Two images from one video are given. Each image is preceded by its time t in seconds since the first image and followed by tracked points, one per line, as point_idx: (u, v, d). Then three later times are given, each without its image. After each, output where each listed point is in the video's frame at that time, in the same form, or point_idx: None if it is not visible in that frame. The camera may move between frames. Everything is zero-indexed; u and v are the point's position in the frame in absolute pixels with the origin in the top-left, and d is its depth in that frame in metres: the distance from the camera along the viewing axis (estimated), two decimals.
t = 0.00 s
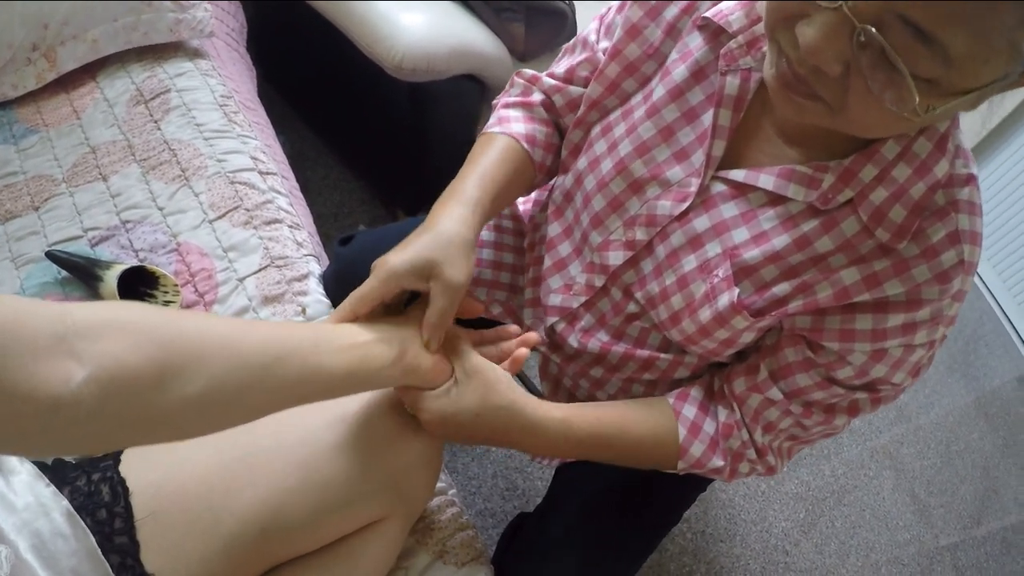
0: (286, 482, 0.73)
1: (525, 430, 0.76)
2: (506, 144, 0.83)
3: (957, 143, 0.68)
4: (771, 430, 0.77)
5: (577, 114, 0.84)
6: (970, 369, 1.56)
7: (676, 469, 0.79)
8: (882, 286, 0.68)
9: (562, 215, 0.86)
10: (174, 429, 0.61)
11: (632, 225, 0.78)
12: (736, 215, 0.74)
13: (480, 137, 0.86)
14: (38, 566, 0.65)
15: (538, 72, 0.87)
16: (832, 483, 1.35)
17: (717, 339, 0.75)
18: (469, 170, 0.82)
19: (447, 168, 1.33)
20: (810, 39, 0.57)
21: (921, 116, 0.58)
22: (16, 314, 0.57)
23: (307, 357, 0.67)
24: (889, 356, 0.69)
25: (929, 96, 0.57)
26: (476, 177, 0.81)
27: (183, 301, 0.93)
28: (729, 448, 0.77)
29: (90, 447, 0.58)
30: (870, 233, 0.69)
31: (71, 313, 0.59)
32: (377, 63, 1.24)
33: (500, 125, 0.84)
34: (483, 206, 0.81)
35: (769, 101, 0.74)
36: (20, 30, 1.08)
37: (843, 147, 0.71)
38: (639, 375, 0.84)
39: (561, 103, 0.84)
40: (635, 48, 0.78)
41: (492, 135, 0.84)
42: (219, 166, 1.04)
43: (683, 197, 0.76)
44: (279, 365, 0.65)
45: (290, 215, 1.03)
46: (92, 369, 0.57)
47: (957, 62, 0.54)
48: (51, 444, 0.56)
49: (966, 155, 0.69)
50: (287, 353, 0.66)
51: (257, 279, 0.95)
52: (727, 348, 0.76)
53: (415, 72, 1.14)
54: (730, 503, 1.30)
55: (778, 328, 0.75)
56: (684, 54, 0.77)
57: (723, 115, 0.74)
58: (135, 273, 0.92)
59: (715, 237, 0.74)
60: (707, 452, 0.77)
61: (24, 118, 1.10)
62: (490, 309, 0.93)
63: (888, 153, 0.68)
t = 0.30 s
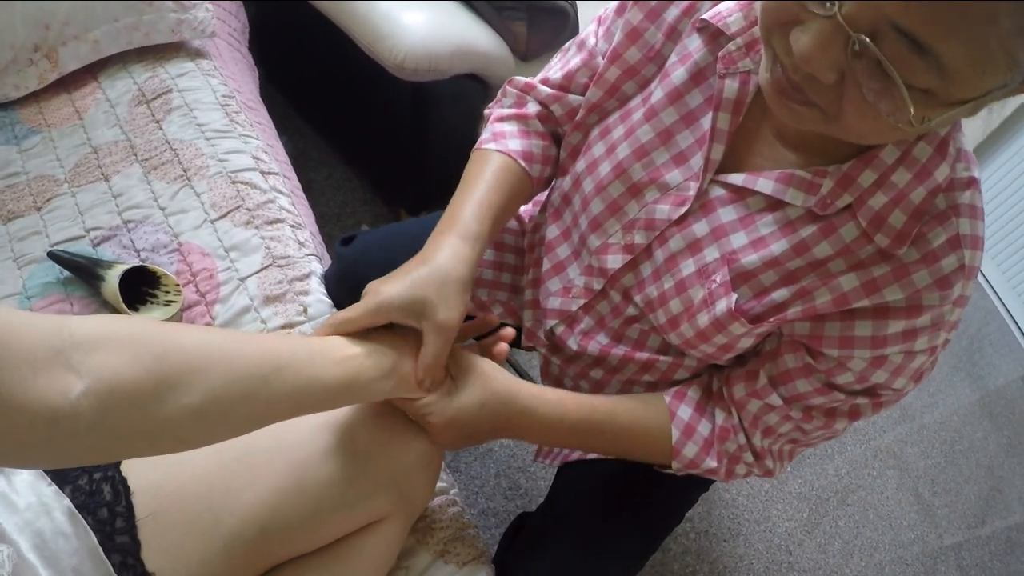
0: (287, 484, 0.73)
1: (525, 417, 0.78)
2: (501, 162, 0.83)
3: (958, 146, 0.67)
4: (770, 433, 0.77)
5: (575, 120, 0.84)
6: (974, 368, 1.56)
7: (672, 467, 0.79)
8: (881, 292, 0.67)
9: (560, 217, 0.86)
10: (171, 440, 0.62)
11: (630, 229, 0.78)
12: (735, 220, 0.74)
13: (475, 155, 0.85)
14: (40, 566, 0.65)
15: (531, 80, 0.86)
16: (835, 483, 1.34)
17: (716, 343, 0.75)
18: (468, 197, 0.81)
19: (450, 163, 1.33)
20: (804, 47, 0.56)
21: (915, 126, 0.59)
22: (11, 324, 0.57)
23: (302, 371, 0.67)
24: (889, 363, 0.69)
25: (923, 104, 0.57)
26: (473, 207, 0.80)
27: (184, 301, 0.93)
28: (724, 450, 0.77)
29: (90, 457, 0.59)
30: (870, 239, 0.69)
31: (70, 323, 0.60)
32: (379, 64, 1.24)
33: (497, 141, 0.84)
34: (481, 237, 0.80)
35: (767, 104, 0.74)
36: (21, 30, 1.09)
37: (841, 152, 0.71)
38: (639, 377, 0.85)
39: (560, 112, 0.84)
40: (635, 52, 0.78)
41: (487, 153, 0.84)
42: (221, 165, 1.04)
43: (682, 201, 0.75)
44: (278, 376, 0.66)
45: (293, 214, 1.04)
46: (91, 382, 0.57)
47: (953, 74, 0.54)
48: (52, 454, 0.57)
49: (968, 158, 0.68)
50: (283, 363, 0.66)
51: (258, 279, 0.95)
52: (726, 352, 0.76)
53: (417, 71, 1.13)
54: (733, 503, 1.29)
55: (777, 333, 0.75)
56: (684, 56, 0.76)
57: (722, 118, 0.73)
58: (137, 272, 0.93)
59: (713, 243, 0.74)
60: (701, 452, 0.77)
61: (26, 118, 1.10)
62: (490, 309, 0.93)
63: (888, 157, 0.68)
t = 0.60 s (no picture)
0: (285, 484, 0.73)
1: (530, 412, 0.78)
2: (513, 144, 0.84)
3: (958, 133, 0.67)
4: (773, 424, 0.77)
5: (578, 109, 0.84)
6: (973, 366, 1.56)
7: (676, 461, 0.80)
8: (883, 277, 0.67)
9: (565, 210, 0.86)
10: (164, 431, 0.61)
11: (633, 218, 0.78)
12: (737, 208, 0.73)
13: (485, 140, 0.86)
14: (37, 566, 0.65)
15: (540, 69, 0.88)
16: (834, 481, 1.34)
17: (719, 332, 0.75)
18: (479, 171, 0.83)
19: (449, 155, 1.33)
20: (808, 28, 0.56)
21: (919, 104, 0.58)
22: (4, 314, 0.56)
23: (299, 355, 0.66)
24: (892, 350, 0.69)
25: (927, 82, 0.57)
26: (485, 179, 0.82)
27: (183, 300, 0.93)
28: (729, 442, 0.78)
29: (90, 447, 0.59)
30: (871, 225, 0.68)
31: (60, 312, 0.59)
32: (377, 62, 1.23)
33: (504, 125, 0.85)
34: (494, 205, 0.81)
35: (768, 94, 0.74)
36: (18, 28, 1.08)
37: (844, 139, 0.70)
38: (641, 369, 0.85)
39: (561, 98, 0.85)
40: (634, 43, 0.78)
41: (498, 137, 0.85)
42: (218, 164, 1.04)
43: (685, 190, 0.75)
44: (276, 362, 0.65)
45: (290, 212, 1.03)
46: (81, 371, 0.57)
47: (955, 51, 0.54)
48: (47, 442, 0.56)
49: (967, 145, 0.68)
50: (280, 350, 0.66)
51: (256, 277, 0.95)
52: (729, 341, 0.76)
53: (415, 69, 1.13)
54: (732, 501, 1.29)
55: (780, 322, 0.75)
56: (684, 48, 0.76)
57: (723, 108, 0.73)
58: (134, 272, 0.92)
59: (716, 231, 0.74)
60: (707, 445, 0.77)
61: (23, 117, 1.10)
62: (490, 305, 0.93)
63: (887, 145, 0.67)
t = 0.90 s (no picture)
0: (286, 484, 0.73)
1: (529, 416, 0.78)
2: (507, 161, 0.83)
3: (959, 145, 0.67)
4: (770, 432, 0.77)
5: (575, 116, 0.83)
6: (973, 366, 1.56)
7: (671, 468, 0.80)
8: (881, 291, 0.67)
9: (561, 215, 0.86)
10: (168, 442, 0.62)
11: (630, 226, 0.78)
12: (734, 219, 0.74)
13: (479, 153, 0.85)
14: (38, 567, 0.65)
15: (533, 77, 0.86)
16: (834, 481, 1.34)
17: (716, 342, 0.75)
18: (472, 192, 0.82)
19: (448, 156, 1.34)
20: (806, 48, 0.56)
21: (916, 127, 0.58)
22: (9, 326, 0.57)
23: (298, 368, 0.66)
24: (889, 362, 0.69)
25: (925, 105, 0.57)
26: (479, 202, 0.81)
27: (183, 299, 0.93)
28: (723, 450, 0.78)
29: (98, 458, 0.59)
30: (870, 237, 0.68)
31: (61, 322, 0.60)
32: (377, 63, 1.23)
33: (499, 138, 0.84)
34: (488, 230, 0.81)
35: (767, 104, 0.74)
36: (19, 28, 1.08)
37: (842, 151, 0.71)
38: (639, 374, 0.85)
39: (560, 107, 0.84)
40: (632, 49, 0.78)
41: (492, 151, 0.84)
42: (219, 164, 1.04)
43: (682, 200, 0.75)
44: (274, 375, 0.65)
45: (290, 212, 1.03)
46: (81, 383, 0.57)
47: (955, 75, 0.53)
48: (49, 453, 0.56)
49: (968, 156, 0.68)
50: (279, 361, 0.66)
51: (256, 277, 0.95)
52: (726, 351, 0.76)
53: (415, 70, 1.13)
54: (732, 501, 1.29)
55: (778, 332, 0.74)
56: (682, 55, 0.76)
57: (721, 117, 0.73)
58: (134, 271, 0.92)
59: (712, 241, 0.74)
60: (700, 452, 0.77)
61: (23, 116, 1.10)
62: (489, 308, 0.94)
63: (887, 156, 0.67)
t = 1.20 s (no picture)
0: (286, 484, 0.73)
1: (523, 410, 0.79)
2: (504, 171, 0.84)
3: (950, 136, 0.68)
4: (768, 424, 0.77)
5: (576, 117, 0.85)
6: (969, 368, 1.56)
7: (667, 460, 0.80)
8: (877, 278, 0.68)
9: (559, 213, 0.87)
10: (168, 440, 0.62)
11: (629, 221, 0.79)
12: (732, 210, 0.74)
13: (477, 163, 0.86)
14: (39, 566, 0.65)
15: (529, 84, 0.87)
16: (831, 483, 1.35)
17: (715, 333, 0.76)
18: (470, 207, 0.82)
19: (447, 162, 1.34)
20: (797, 36, 0.57)
21: (906, 108, 0.59)
22: (9, 324, 0.57)
23: (293, 366, 0.67)
24: (886, 349, 0.69)
25: (915, 86, 0.58)
26: (476, 216, 0.81)
27: (183, 301, 0.94)
28: (720, 442, 0.78)
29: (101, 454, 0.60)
30: (866, 225, 0.69)
31: (60, 321, 0.60)
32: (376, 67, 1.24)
33: (498, 148, 0.85)
34: (483, 246, 0.81)
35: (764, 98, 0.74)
36: (20, 33, 1.09)
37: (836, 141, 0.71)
38: (637, 370, 0.85)
39: (560, 112, 0.85)
40: (635, 48, 0.78)
41: (489, 161, 0.85)
42: (219, 167, 1.05)
43: (680, 192, 0.76)
44: (272, 373, 0.66)
45: (290, 216, 1.04)
46: (80, 380, 0.58)
47: (941, 56, 0.54)
48: (50, 449, 0.57)
49: (959, 148, 0.69)
50: (275, 359, 0.66)
51: (256, 279, 0.95)
52: (724, 342, 0.77)
53: (414, 74, 1.14)
54: (729, 503, 1.30)
55: (775, 322, 0.75)
56: (681, 52, 0.77)
57: (719, 111, 0.74)
58: (134, 273, 0.93)
59: (711, 233, 0.75)
60: (697, 444, 0.78)
61: (24, 120, 1.10)
62: (487, 308, 0.94)
63: (881, 146, 0.68)
